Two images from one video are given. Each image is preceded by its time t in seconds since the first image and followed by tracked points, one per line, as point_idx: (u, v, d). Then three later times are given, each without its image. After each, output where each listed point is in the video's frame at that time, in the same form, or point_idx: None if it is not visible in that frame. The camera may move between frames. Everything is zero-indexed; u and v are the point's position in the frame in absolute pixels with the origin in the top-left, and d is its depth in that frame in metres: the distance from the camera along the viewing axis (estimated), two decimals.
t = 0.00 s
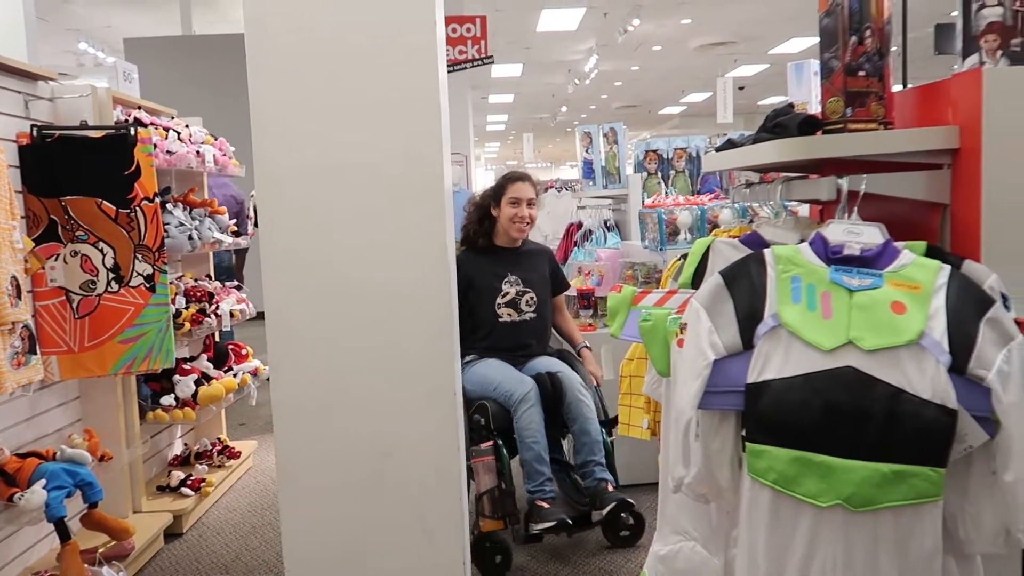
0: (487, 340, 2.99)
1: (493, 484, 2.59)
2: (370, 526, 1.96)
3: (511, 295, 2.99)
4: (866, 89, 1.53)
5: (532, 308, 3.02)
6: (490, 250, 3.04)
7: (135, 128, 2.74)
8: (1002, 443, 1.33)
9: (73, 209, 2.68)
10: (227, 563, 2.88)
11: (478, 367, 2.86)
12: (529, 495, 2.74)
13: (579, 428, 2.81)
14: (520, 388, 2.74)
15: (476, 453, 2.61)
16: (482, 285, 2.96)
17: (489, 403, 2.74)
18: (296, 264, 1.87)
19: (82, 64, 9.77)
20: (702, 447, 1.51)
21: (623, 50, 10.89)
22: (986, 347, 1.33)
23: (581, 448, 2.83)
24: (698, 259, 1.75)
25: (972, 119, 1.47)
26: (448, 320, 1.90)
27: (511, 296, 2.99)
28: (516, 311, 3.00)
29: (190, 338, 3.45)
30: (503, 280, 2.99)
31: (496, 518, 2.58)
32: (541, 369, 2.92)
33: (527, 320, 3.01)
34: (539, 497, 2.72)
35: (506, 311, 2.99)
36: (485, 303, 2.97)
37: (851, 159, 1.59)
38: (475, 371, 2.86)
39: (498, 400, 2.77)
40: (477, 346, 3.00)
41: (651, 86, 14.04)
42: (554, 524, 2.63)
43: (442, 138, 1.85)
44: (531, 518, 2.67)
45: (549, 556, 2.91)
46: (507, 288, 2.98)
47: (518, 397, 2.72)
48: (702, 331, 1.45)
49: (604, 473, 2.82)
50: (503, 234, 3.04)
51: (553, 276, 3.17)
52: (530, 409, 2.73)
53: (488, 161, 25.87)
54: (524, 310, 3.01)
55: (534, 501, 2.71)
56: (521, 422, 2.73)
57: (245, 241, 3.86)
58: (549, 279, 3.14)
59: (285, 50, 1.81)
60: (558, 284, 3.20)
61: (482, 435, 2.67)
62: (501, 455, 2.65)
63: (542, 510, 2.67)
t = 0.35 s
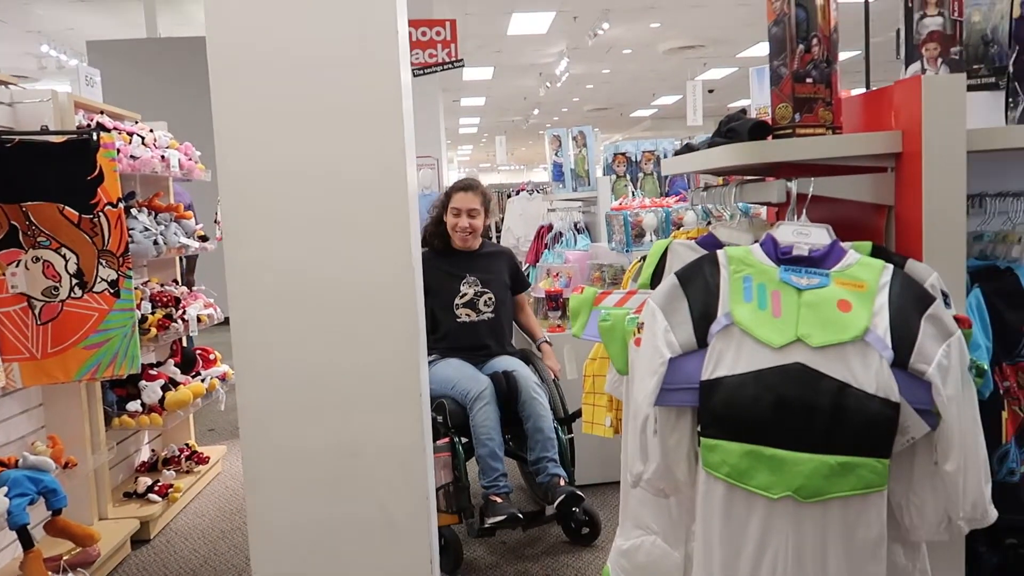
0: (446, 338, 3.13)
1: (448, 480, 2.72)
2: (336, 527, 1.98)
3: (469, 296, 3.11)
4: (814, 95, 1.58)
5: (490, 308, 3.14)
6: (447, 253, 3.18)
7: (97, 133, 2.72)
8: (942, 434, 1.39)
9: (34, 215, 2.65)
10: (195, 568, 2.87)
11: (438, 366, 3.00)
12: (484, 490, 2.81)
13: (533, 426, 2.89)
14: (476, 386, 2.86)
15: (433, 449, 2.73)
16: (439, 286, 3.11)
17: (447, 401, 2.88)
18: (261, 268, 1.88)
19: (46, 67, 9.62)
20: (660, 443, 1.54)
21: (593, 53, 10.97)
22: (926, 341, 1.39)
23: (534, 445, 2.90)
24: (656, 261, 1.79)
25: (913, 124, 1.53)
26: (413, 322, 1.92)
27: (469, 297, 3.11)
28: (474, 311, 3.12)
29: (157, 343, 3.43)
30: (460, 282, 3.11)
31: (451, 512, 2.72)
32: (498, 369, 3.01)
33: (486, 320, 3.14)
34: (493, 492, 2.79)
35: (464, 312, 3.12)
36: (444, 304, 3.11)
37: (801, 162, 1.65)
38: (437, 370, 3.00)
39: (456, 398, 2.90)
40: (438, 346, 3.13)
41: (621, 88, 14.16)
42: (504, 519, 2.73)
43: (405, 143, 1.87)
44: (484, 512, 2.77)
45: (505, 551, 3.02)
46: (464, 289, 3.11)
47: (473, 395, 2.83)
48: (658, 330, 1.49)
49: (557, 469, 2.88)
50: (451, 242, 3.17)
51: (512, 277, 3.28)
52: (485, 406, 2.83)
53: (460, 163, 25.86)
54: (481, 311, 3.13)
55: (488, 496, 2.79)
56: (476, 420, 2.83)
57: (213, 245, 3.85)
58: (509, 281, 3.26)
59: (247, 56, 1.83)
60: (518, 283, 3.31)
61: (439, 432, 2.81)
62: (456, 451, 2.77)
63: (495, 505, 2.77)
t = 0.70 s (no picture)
0: (453, 338, 3.16)
1: (456, 479, 2.74)
2: (336, 524, 2.01)
3: (478, 296, 3.14)
4: (806, 99, 1.60)
5: (499, 309, 3.18)
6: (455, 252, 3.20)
7: (107, 134, 2.78)
8: (929, 436, 1.41)
9: (46, 214, 2.69)
10: (203, 562, 2.93)
11: (444, 365, 3.01)
12: (491, 488, 2.85)
13: (540, 425, 2.92)
14: (483, 386, 2.86)
15: (441, 448, 2.74)
16: (450, 285, 3.14)
17: (454, 401, 2.90)
18: (263, 268, 1.92)
19: (62, 66, 9.72)
20: (652, 443, 1.57)
21: (605, 52, 10.97)
22: (912, 344, 1.41)
23: (542, 443, 2.93)
24: (652, 262, 1.80)
25: (903, 129, 1.55)
26: (411, 322, 1.95)
27: (479, 298, 3.14)
28: (483, 312, 3.15)
29: (166, 340, 3.49)
30: (471, 282, 3.14)
31: (459, 510, 2.77)
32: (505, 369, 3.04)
33: (495, 321, 3.17)
34: (501, 490, 2.82)
35: (474, 312, 3.15)
36: (453, 304, 3.14)
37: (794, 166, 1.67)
38: (443, 369, 3.01)
39: (463, 397, 2.91)
40: (445, 345, 3.16)
41: (633, 87, 14.15)
42: (512, 517, 2.77)
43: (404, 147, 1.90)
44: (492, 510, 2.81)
45: (511, 548, 3.06)
46: (475, 289, 3.14)
47: (480, 395, 2.84)
48: (650, 332, 1.51)
49: (564, 467, 2.91)
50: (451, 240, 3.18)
51: (520, 278, 3.31)
52: (492, 406, 2.84)
53: (473, 162, 25.90)
54: (491, 312, 3.16)
55: (495, 494, 2.83)
56: (484, 419, 2.84)
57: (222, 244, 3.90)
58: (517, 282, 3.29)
59: (249, 60, 1.86)
60: (526, 284, 3.34)
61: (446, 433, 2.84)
62: (464, 450, 2.80)
63: (503, 504, 2.81)
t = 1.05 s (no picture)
0: (476, 332, 3.19)
1: (480, 472, 2.77)
2: (357, 512, 2.05)
3: (502, 292, 3.17)
4: (823, 92, 1.60)
5: (523, 304, 3.21)
6: (478, 243, 3.22)
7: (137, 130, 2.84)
8: (944, 430, 1.40)
9: (78, 208, 2.79)
10: (229, 548, 2.99)
11: (467, 358, 3.03)
12: (515, 482, 2.88)
13: (563, 419, 2.93)
14: (506, 380, 2.89)
15: (464, 443, 2.76)
16: (473, 281, 3.16)
17: (478, 395, 2.90)
18: (286, 261, 1.96)
19: (98, 63, 9.91)
20: (667, 435, 1.58)
21: (633, 46, 10.91)
22: (929, 338, 1.40)
23: (565, 438, 2.94)
24: (669, 255, 1.82)
25: (921, 122, 1.54)
26: (430, 314, 1.98)
27: (503, 293, 3.17)
28: (507, 307, 3.18)
29: (195, 332, 3.56)
30: (494, 277, 3.16)
31: (482, 503, 2.79)
32: (529, 363, 3.06)
33: (518, 315, 3.20)
34: (524, 484, 2.86)
35: (498, 307, 3.18)
36: (476, 298, 3.17)
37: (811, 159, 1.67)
38: (467, 363, 3.03)
39: (486, 391, 2.93)
40: (470, 339, 3.19)
41: (661, 81, 14.06)
42: (535, 511, 2.78)
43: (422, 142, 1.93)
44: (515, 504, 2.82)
45: (532, 540, 3.09)
46: (498, 285, 3.16)
47: (503, 388, 2.86)
48: (663, 324, 1.52)
49: (587, 462, 2.92)
50: (473, 234, 3.21)
51: (543, 272, 3.33)
52: (516, 400, 2.87)
53: (500, 156, 25.92)
54: (515, 306, 3.19)
55: (519, 488, 2.86)
56: (508, 413, 2.87)
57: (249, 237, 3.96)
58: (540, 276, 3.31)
59: (273, 57, 1.90)
60: (549, 278, 3.36)
61: (469, 425, 2.84)
62: (487, 444, 2.83)
63: (526, 498, 2.82)
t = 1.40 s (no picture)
0: (484, 313, 3.22)
1: (483, 450, 2.82)
2: (367, 489, 2.08)
3: (510, 272, 3.18)
4: (834, 76, 1.59)
5: (530, 284, 3.22)
6: (487, 224, 3.24)
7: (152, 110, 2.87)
8: (947, 413, 1.41)
9: (94, 186, 2.83)
10: (242, 523, 3.05)
11: (475, 340, 3.06)
12: (518, 460, 2.91)
13: (566, 399, 2.97)
14: (511, 360, 2.92)
15: (468, 420, 2.83)
16: (483, 261, 3.17)
17: (483, 374, 2.95)
18: (297, 241, 1.98)
19: (113, 44, 9.94)
20: (672, 415, 1.60)
21: (648, 29, 10.83)
22: (934, 322, 1.41)
23: (568, 418, 2.98)
24: (677, 239, 1.82)
25: (932, 105, 1.54)
26: (440, 294, 2.02)
27: (510, 273, 3.18)
28: (514, 287, 3.20)
29: (209, 311, 3.60)
30: (502, 257, 3.18)
31: (484, 480, 2.82)
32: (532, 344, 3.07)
33: (525, 296, 3.22)
34: (526, 463, 2.88)
35: (504, 287, 3.20)
36: (483, 278, 3.19)
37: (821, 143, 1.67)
38: (474, 344, 3.07)
39: (491, 371, 2.97)
40: (477, 319, 3.23)
41: (676, 64, 13.96)
42: (534, 489, 2.81)
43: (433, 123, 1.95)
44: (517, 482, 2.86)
45: (538, 522, 3.09)
46: (506, 265, 3.18)
47: (508, 368, 2.90)
48: (670, 306, 1.54)
49: (589, 442, 2.96)
50: (484, 216, 3.23)
51: (551, 253, 3.34)
52: (520, 380, 2.90)
53: (513, 140, 25.85)
54: (522, 287, 3.21)
55: (521, 466, 2.88)
56: (512, 392, 2.90)
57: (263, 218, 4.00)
58: (548, 257, 3.32)
59: (285, 38, 1.91)
60: (556, 259, 3.38)
61: (474, 404, 2.89)
62: (490, 422, 2.87)
63: (526, 476, 2.85)
